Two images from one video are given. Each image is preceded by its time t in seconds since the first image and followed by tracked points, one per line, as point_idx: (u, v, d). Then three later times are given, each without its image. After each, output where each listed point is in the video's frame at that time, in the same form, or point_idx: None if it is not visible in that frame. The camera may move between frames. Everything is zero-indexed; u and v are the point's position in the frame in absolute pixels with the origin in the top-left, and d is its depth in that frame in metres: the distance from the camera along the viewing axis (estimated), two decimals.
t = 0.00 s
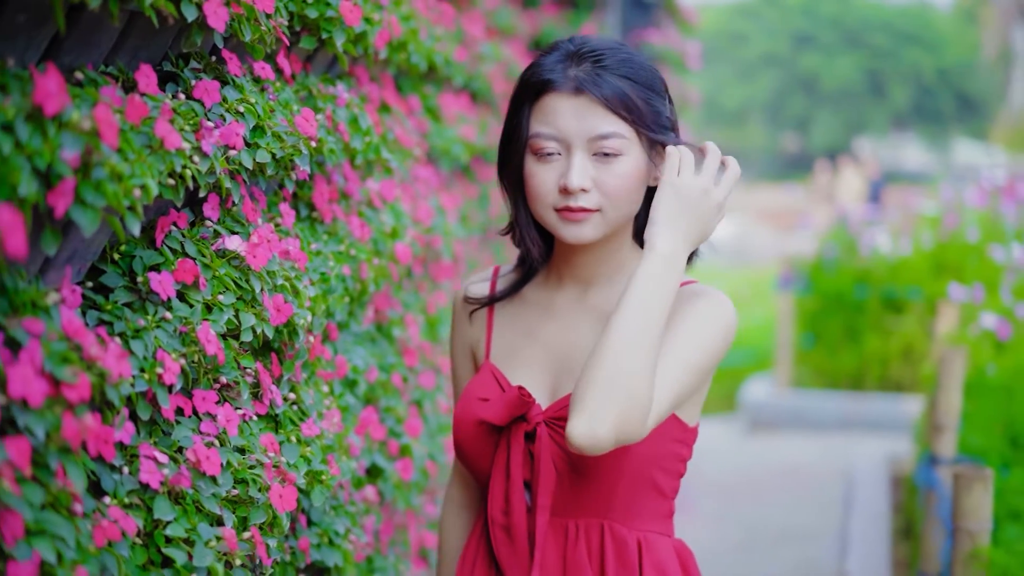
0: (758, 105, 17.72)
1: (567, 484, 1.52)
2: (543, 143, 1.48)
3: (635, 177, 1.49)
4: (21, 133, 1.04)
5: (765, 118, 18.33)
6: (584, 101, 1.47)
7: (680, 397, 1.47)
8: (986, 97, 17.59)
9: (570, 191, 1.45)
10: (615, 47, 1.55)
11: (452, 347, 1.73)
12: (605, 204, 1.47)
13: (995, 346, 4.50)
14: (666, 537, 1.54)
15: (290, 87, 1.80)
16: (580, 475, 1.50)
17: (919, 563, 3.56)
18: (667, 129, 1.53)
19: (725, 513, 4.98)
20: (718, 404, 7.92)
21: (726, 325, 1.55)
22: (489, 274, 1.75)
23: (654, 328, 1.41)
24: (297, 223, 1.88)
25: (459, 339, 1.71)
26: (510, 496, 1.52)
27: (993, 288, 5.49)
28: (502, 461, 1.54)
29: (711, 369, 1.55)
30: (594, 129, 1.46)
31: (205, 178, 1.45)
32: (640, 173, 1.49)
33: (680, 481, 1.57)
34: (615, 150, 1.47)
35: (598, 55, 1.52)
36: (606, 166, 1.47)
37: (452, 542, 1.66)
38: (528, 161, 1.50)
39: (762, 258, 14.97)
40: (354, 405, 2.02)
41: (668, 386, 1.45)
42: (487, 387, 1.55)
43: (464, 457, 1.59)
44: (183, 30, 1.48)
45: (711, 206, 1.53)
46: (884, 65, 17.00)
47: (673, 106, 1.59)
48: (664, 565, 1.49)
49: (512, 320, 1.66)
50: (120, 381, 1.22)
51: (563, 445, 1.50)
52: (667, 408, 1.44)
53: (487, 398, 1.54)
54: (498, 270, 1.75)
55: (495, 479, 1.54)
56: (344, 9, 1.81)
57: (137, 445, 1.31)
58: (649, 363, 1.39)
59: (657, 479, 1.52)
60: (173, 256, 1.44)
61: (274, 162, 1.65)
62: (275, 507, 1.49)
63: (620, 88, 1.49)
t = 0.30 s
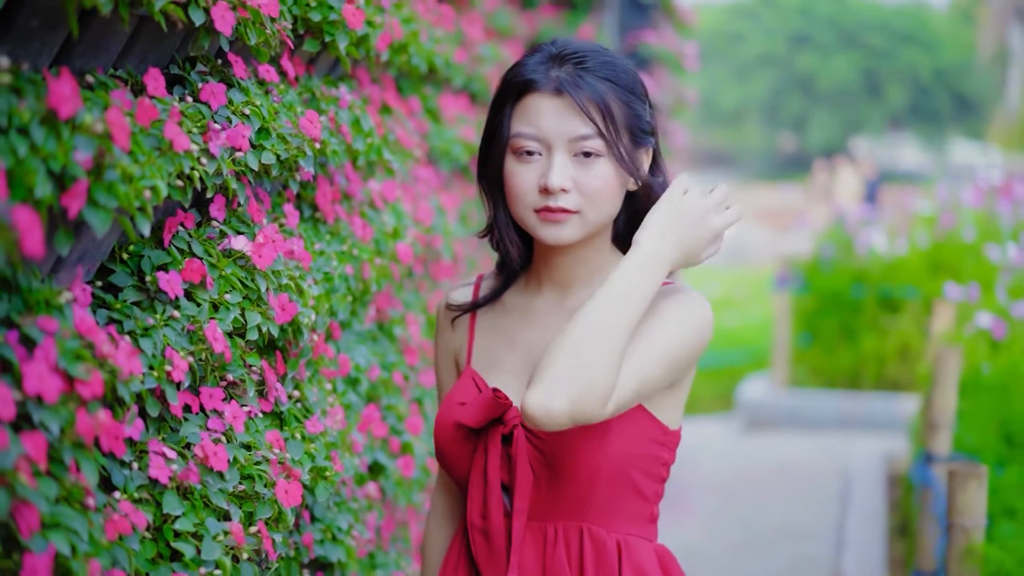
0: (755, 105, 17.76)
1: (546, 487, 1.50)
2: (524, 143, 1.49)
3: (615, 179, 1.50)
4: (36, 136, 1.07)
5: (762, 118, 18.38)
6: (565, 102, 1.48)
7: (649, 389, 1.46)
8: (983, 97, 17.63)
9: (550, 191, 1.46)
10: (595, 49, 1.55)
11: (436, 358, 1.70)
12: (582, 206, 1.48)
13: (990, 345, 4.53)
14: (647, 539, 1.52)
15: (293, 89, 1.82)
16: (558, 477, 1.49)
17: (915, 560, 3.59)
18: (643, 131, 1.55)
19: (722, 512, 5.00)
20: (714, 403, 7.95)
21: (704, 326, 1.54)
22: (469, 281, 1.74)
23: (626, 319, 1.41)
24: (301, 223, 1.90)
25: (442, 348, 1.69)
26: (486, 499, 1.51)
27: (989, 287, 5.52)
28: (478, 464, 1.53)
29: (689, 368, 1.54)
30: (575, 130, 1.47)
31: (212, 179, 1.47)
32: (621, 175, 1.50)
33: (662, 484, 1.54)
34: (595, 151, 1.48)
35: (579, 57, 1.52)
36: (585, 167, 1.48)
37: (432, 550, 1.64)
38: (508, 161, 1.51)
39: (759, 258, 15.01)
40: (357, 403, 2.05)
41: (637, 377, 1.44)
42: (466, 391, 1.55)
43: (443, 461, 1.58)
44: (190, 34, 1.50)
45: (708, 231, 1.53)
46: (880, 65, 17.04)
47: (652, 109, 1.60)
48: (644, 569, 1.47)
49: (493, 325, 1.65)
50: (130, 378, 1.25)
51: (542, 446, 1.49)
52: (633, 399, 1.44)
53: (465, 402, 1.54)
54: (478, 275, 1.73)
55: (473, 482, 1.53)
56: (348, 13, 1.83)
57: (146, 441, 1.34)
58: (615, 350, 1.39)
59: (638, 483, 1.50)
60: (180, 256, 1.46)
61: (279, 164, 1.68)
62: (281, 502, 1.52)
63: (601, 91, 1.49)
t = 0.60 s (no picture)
0: (752, 105, 17.79)
1: (516, 489, 1.50)
2: (504, 144, 1.51)
3: (594, 182, 1.52)
4: (51, 138, 1.09)
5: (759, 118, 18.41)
6: (546, 105, 1.50)
7: (613, 380, 1.42)
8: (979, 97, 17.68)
9: (529, 193, 1.48)
10: (577, 55, 1.57)
11: (423, 363, 1.74)
12: (561, 210, 1.51)
13: (986, 343, 4.57)
14: (620, 542, 1.51)
15: (296, 91, 1.85)
16: (526, 479, 1.49)
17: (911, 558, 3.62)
18: (620, 139, 1.57)
19: (719, 511, 5.04)
20: (711, 402, 7.98)
21: (676, 324, 1.50)
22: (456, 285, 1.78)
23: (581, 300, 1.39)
24: (304, 223, 1.93)
25: (429, 352, 1.72)
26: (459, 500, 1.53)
27: (984, 287, 5.56)
28: (452, 466, 1.56)
29: (660, 366, 1.50)
30: (555, 133, 1.49)
31: (219, 180, 1.51)
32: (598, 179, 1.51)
33: (639, 486, 1.53)
34: (573, 154, 1.50)
35: (562, 61, 1.55)
36: (563, 170, 1.50)
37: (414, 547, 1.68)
38: (489, 162, 1.53)
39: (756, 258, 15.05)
40: (359, 400, 2.08)
41: (597, 363, 1.40)
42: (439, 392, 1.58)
43: (421, 461, 1.62)
44: (196, 37, 1.52)
45: (675, 220, 1.51)
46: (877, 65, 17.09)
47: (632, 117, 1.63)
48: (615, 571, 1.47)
49: (474, 329, 1.67)
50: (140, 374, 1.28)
51: (512, 448, 1.50)
52: (592, 387, 1.40)
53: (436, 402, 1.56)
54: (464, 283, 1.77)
55: (446, 483, 1.55)
56: (351, 16, 1.86)
57: (154, 437, 1.37)
58: (567, 328, 1.37)
59: (609, 483, 1.49)
60: (187, 256, 1.49)
61: (283, 165, 1.71)
62: (286, 497, 1.55)
63: (581, 96, 1.52)
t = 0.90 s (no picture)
0: (749, 105, 17.83)
1: (482, 479, 1.46)
2: (481, 143, 1.48)
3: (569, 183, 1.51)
4: (66, 138, 1.13)
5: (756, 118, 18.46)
6: (524, 106, 1.47)
7: (565, 369, 1.38)
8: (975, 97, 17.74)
9: (506, 194, 1.47)
10: (557, 55, 1.56)
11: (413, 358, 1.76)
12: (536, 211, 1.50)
13: (979, 342, 4.61)
14: (590, 538, 1.46)
15: (298, 92, 1.89)
16: (492, 468, 1.45)
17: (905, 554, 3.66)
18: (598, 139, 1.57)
19: (716, 509, 5.07)
20: (707, 400, 8.03)
21: (641, 318, 1.45)
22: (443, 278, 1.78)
23: (522, 267, 1.35)
24: (306, 222, 1.96)
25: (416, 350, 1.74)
26: (424, 488, 1.49)
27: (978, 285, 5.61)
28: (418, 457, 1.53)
29: (623, 362, 1.45)
30: (532, 134, 1.48)
31: (225, 179, 1.54)
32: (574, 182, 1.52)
33: (610, 481, 1.49)
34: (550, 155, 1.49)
35: (540, 62, 1.53)
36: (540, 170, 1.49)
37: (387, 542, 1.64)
38: (466, 161, 1.50)
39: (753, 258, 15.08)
40: (360, 396, 2.12)
41: (547, 348, 1.36)
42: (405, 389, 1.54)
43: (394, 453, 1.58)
44: (202, 40, 1.56)
45: (601, 155, 1.42)
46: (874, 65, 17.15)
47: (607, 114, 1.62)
48: (582, 566, 1.42)
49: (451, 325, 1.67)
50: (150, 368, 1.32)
51: (478, 437, 1.46)
52: (542, 373, 1.36)
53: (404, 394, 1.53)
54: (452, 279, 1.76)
55: (411, 473, 1.52)
56: (352, 19, 1.90)
57: (163, 429, 1.40)
58: (507, 302, 1.34)
59: (577, 476, 1.44)
60: (194, 253, 1.52)
61: (286, 165, 1.75)
62: (290, 488, 1.59)
63: (561, 98, 1.50)
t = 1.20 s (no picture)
0: (747, 105, 17.87)
1: (459, 476, 1.50)
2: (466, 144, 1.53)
3: (551, 185, 1.51)
4: (79, 137, 1.16)
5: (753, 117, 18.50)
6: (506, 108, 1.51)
7: (532, 359, 1.40)
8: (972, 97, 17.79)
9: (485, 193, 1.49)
10: (545, 57, 1.56)
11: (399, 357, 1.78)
12: (517, 210, 1.50)
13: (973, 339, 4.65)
14: (566, 534, 1.50)
15: (301, 92, 1.92)
16: (469, 466, 1.48)
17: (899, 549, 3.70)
18: (584, 143, 1.57)
19: (713, 507, 5.10)
20: (703, 399, 8.07)
21: (612, 316, 1.49)
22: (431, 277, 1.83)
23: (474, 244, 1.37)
24: (308, 219, 1.99)
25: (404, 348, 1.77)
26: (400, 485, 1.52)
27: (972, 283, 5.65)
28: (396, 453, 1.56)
29: (593, 360, 1.49)
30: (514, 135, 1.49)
31: (231, 177, 1.58)
32: (557, 181, 1.51)
33: (587, 479, 1.52)
34: (532, 157, 1.50)
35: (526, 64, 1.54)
36: (523, 171, 1.49)
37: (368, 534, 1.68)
38: (451, 159, 1.56)
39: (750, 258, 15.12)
40: (360, 391, 2.17)
41: (511, 338, 1.39)
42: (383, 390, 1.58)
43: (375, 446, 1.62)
44: (208, 41, 1.60)
45: (534, 112, 1.43)
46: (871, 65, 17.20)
47: (598, 120, 1.62)
48: (557, 562, 1.47)
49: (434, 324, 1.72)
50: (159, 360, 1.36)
51: (455, 435, 1.50)
52: (507, 361, 1.38)
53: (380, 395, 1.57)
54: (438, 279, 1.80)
55: (390, 469, 1.55)
56: (353, 20, 1.94)
57: (170, 420, 1.44)
58: (464, 279, 1.35)
59: (553, 473, 1.48)
60: (200, 249, 1.56)
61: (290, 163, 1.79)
62: (294, 478, 1.63)
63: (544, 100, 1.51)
